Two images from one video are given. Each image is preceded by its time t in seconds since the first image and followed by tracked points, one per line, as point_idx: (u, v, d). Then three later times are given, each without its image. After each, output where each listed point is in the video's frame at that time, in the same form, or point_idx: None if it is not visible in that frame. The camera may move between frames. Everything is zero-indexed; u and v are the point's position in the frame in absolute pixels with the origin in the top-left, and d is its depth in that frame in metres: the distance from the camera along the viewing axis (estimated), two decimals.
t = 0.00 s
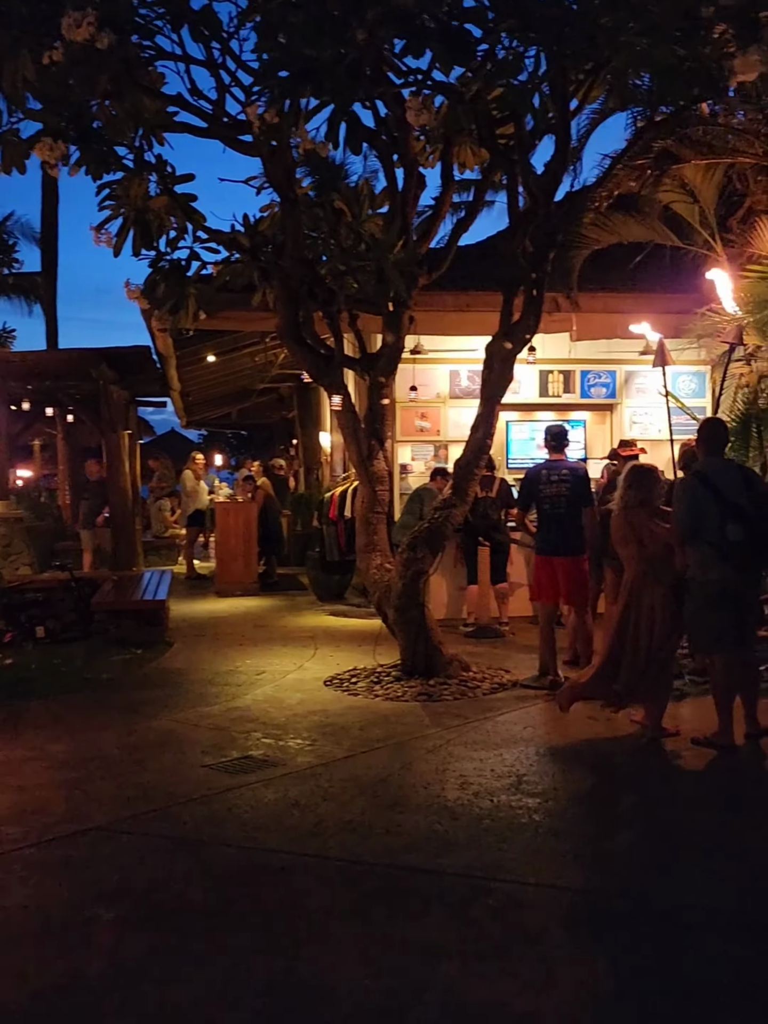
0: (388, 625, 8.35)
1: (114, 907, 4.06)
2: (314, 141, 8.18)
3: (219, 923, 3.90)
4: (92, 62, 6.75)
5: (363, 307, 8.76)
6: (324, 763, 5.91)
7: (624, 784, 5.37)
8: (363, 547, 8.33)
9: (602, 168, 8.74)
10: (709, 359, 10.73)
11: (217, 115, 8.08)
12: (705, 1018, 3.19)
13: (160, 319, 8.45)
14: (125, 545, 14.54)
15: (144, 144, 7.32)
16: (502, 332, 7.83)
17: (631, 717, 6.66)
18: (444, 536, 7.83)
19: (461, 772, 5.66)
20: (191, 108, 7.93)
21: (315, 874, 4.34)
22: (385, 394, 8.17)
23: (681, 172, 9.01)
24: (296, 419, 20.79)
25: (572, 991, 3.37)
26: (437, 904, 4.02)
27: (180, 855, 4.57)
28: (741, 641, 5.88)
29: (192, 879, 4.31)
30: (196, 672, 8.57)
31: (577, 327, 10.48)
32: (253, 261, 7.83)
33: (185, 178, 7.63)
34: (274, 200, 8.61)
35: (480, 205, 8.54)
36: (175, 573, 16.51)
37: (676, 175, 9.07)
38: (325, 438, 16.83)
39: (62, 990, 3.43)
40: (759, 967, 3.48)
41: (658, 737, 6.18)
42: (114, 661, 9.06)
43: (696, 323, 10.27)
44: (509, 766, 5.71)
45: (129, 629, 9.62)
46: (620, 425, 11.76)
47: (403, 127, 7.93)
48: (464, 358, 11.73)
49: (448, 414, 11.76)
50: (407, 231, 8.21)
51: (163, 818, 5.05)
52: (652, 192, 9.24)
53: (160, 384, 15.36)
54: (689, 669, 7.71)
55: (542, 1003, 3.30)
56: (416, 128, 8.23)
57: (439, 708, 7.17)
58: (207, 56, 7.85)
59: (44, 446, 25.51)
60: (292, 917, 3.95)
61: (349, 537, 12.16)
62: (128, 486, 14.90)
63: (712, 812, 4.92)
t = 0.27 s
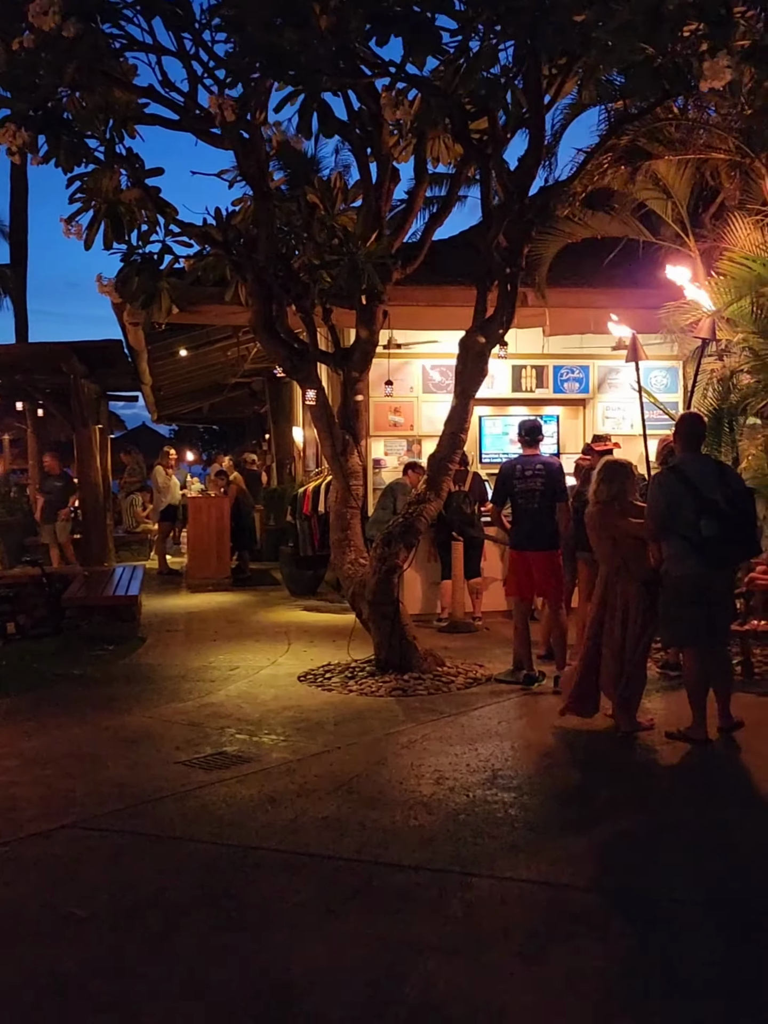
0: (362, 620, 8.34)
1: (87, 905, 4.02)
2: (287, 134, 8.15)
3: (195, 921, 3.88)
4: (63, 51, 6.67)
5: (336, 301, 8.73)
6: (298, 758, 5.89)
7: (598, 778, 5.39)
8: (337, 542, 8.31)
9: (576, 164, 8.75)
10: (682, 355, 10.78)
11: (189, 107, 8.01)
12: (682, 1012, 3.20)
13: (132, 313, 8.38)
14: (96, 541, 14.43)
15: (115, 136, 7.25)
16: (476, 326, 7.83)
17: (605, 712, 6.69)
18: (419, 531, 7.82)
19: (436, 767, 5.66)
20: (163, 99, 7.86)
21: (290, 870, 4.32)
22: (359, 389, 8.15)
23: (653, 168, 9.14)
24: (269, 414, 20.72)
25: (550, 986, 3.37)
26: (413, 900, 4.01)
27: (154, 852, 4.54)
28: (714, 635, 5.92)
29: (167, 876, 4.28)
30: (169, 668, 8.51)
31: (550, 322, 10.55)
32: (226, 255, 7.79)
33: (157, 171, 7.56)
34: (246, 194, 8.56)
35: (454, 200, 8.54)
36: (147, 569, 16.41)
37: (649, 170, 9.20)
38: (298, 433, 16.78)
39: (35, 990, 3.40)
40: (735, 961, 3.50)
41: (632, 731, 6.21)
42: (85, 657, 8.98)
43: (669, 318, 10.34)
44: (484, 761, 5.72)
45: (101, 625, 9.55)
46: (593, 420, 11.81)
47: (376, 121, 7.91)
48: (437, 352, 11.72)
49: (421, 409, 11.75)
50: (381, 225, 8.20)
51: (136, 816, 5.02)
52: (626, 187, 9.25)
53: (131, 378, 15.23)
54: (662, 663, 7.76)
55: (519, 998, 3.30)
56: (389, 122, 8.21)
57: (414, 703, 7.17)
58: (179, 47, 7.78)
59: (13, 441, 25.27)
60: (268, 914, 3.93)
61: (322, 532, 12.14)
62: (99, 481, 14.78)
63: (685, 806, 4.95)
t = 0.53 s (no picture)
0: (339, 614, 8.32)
1: (64, 901, 3.99)
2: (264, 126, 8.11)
3: (173, 915, 3.86)
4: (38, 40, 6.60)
5: (314, 295, 8.70)
6: (276, 753, 5.87)
7: (576, 771, 5.41)
8: (315, 536, 8.29)
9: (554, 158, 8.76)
10: (659, 349, 10.82)
11: (166, 99, 7.95)
12: (660, 1004, 3.21)
13: (108, 305, 8.32)
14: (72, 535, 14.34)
15: (91, 127, 7.19)
16: (454, 320, 7.83)
17: (583, 705, 6.71)
18: (396, 525, 7.82)
19: (414, 761, 5.66)
20: (139, 90, 7.80)
21: (268, 865, 4.30)
22: (336, 382, 8.13)
23: (631, 162, 9.19)
24: (245, 408, 20.65)
25: (529, 978, 3.37)
26: (392, 894, 4.01)
27: (131, 847, 4.52)
28: (690, 628, 5.95)
29: (144, 871, 4.26)
30: (145, 663, 8.47)
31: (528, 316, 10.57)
32: (203, 247, 7.74)
33: (133, 162, 7.51)
34: (223, 186, 8.51)
35: (432, 194, 8.52)
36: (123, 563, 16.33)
37: (626, 165, 9.25)
38: (275, 427, 16.74)
39: (11, 986, 3.37)
40: (712, 952, 3.52)
41: (609, 724, 6.24)
42: (61, 652, 8.92)
43: (646, 313, 10.37)
44: (463, 754, 5.73)
45: (77, 621, 9.47)
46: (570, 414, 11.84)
47: (354, 113, 7.88)
48: (415, 346, 11.71)
49: (399, 403, 11.74)
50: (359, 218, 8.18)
51: (113, 811, 4.99)
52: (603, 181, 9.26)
53: (107, 371, 15.13)
54: (639, 656, 7.80)
55: (498, 991, 3.30)
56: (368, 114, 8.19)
57: (392, 697, 7.17)
58: (155, 37, 7.72)
59: None
60: (246, 908, 3.91)
61: (299, 526, 12.11)
62: (75, 475, 14.68)
63: (662, 798, 4.97)
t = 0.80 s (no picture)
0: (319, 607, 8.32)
1: (42, 895, 3.98)
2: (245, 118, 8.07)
3: (151, 909, 3.86)
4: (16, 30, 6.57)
5: (294, 287, 8.67)
6: (256, 746, 5.87)
7: (555, 764, 5.43)
8: (295, 530, 8.28)
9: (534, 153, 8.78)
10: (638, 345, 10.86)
11: (145, 89, 7.90)
12: (636, 995, 3.24)
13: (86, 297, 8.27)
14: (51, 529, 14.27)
15: (69, 118, 7.14)
16: (434, 313, 7.82)
17: (562, 698, 6.75)
18: (376, 518, 7.82)
19: (393, 754, 5.67)
20: (118, 81, 7.74)
21: (246, 858, 4.30)
22: (316, 375, 8.11)
23: (611, 156, 9.23)
24: (226, 401, 20.59)
25: (505, 970, 3.40)
26: (370, 887, 4.02)
27: (109, 841, 4.51)
28: (669, 622, 5.99)
29: (122, 865, 4.26)
30: (125, 656, 8.44)
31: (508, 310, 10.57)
32: (183, 240, 7.71)
33: (112, 154, 7.46)
34: (203, 179, 8.48)
35: (412, 187, 8.50)
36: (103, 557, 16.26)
37: (606, 159, 9.30)
38: (256, 420, 16.70)
39: None
40: (688, 944, 3.55)
41: (587, 717, 6.27)
42: (40, 646, 8.88)
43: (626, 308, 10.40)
44: (442, 747, 5.75)
45: (55, 614, 9.43)
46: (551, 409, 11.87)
47: (334, 105, 7.84)
48: (395, 340, 11.71)
49: (379, 396, 11.73)
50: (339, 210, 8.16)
51: (92, 804, 4.97)
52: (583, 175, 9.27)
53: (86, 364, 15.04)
54: (618, 650, 7.83)
55: (475, 983, 3.31)
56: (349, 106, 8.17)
57: (371, 690, 7.18)
58: (134, 28, 7.66)
59: None
60: (225, 902, 3.91)
61: (279, 519, 12.09)
62: (54, 468, 14.60)
63: (641, 791, 5.01)
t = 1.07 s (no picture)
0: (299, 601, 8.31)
1: (19, 890, 3.96)
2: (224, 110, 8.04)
3: (129, 903, 3.84)
4: None
5: (274, 280, 8.64)
6: (236, 740, 5.86)
7: (534, 757, 5.45)
8: (276, 523, 8.27)
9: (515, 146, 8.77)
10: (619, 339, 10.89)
11: (125, 80, 7.85)
12: (615, 986, 3.26)
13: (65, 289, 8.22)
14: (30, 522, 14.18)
15: (47, 108, 7.08)
16: (415, 307, 7.81)
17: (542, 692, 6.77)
18: (356, 512, 7.82)
19: (373, 747, 5.67)
20: (97, 72, 7.69)
21: (225, 852, 4.30)
22: (297, 368, 8.09)
23: (592, 150, 9.21)
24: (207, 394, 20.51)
25: (484, 963, 3.41)
26: (350, 880, 4.02)
27: (87, 835, 4.49)
28: (649, 615, 6.01)
29: (100, 859, 4.24)
30: (104, 650, 8.41)
31: (489, 304, 10.57)
32: (162, 232, 7.67)
33: (91, 145, 7.41)
34: (183, 171, 8.43)
35: (393, 179, 8.48)
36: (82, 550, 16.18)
37: (588, 153, 9.29)
38: (236, 414, 16.64)
39: None
40: (666, 935, 3.57)
41: (567, 710, 6.30)
42: (19, 640, 8.83)
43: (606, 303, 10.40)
44: (421, 741, 5.76)
45: (34, 608, 9.38)
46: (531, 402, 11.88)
47: (315, 98, 7.80)
48: (376, 333, 11.69)
49: (360, 389, 11.72)
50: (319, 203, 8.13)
51: (70, 799, 4.95)
52: (564, 168, 9.27)
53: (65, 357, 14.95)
54: (598, 643, 7.86)
55: (454, 976, 3.33)
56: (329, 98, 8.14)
57: (352, 683, 7.18)
58: (113, 18, 7.61)
59: None
60: (204, 895, 3.91)
61: (260, 513, 12.07)
62: (33, 461, 14.51)
63: (620, 784, 5.03)
